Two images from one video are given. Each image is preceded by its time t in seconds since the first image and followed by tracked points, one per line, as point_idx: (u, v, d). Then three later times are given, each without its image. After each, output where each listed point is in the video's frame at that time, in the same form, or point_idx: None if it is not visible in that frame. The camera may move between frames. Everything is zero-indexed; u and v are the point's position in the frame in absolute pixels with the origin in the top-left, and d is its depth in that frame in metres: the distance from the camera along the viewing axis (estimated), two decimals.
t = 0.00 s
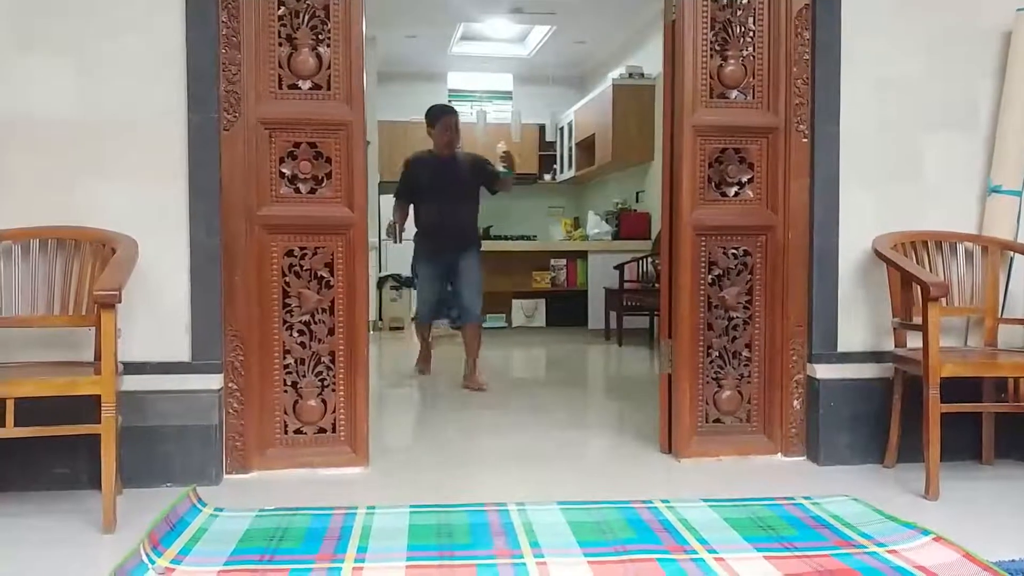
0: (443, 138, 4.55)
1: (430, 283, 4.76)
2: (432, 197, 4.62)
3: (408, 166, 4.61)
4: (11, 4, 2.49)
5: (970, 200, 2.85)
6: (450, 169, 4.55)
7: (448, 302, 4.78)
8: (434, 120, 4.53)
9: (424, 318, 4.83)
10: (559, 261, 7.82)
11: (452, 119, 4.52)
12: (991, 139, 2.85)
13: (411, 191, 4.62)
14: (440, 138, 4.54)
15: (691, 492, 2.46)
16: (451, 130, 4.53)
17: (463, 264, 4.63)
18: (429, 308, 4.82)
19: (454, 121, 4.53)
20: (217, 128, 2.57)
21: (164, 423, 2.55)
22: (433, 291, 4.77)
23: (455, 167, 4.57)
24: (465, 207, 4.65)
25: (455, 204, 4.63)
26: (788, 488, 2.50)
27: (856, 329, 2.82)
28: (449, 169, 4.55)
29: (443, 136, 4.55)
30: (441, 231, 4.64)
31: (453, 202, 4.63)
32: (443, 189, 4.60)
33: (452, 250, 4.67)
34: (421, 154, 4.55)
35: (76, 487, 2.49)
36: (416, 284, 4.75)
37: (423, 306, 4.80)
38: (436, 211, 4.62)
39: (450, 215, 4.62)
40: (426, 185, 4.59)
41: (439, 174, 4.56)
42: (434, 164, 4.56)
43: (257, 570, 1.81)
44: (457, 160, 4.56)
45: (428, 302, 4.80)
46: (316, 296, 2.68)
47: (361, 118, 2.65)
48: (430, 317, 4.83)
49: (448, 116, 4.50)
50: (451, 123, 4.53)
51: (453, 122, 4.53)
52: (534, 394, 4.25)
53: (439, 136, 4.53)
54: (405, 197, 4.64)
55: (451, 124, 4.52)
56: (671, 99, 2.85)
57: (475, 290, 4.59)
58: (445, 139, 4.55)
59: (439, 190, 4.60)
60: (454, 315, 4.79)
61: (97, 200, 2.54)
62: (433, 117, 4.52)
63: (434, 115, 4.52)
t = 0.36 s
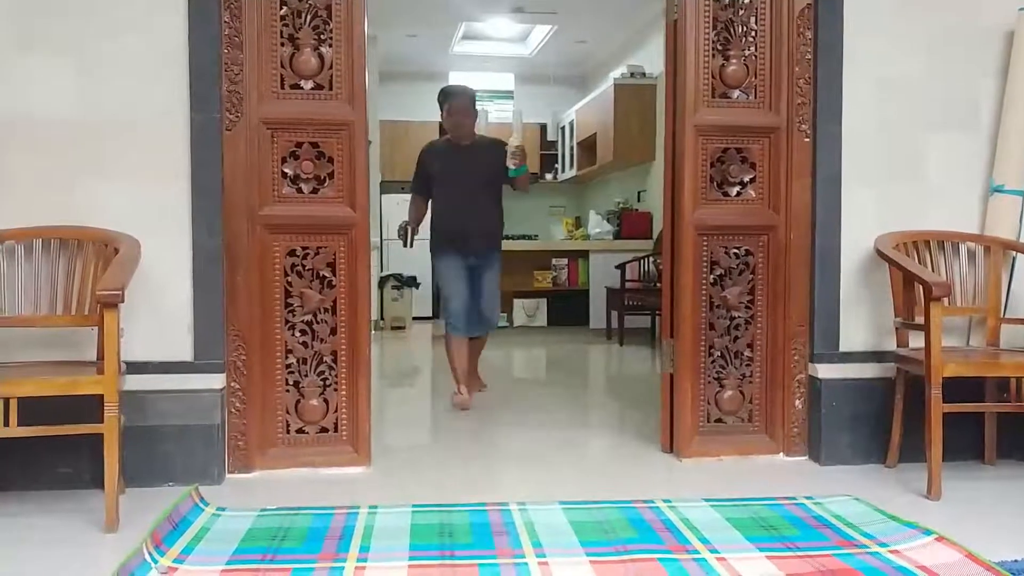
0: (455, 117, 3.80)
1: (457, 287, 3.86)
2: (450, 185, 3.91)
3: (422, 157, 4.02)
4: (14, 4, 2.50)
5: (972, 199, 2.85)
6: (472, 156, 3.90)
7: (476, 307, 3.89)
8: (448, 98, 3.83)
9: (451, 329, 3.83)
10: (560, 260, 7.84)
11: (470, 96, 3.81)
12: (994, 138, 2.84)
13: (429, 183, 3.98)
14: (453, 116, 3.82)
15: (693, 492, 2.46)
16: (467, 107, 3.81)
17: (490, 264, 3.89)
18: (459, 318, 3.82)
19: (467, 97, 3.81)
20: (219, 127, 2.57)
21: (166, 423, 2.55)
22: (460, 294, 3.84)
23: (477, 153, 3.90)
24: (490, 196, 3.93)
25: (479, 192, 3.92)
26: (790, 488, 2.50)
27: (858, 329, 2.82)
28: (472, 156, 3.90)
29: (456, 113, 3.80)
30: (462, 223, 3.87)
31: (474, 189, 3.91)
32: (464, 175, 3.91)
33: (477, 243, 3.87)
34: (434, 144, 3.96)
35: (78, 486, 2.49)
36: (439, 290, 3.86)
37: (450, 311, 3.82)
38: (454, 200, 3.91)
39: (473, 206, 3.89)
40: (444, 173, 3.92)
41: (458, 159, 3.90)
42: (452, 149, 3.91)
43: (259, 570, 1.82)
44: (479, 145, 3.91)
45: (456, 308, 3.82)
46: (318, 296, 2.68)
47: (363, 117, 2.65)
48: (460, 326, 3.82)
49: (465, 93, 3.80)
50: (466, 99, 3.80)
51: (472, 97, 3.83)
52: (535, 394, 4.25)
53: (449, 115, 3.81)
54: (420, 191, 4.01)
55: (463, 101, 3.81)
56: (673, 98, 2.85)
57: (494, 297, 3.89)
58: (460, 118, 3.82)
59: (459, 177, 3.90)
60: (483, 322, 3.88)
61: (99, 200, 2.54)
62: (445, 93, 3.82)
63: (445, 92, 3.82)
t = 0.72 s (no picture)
0: (471, 90, 3.34)
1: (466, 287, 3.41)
2: (460, 167, 3.38)
3: (427, 135, 3.48)
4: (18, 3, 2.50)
5: (975, 199, 2.84)
6: (489, 137, 3.38)
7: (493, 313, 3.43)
8: (462, 70, 3.37)
9: (456, 340, 3.44)
10: (562, 260, 7.78)
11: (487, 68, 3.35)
12: (997, 137, 2.84)
13: (436, 167, 3.45)
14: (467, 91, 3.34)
15: (696, 492, 2.46)
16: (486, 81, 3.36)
17: (504, 259, 3.35)
18: (465, 327, 3.44)
19: (485, 71, 3.36)
20: (221, 127, 2.57)
21: (169, 422, 2.55)
22: (471, 297, 3.41)
23: (494, 135, 3.39)
24: (507, 182, 3.40)
25: (495, 176, 3.38)
26: (793, 488, 2.50)
27: (861, 329, 2.81)
28: (488, 137, 3.38)
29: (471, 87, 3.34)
30: (470, 212, 3.35)
31: (488, 172, 3.38)
32: (477, 157, 3.37)
33: (488, 233, 3.34)
34: (442, 121, 3.44)
35: (81, 485, 2.49)
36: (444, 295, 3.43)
37: (455, 319, 3.42)
38: (463, 184, 3.37)
39: (487, 193, 3.36)
40: (452, 155, 3.39)
41: (472, 141, 3.38)
42: (464, 128, 3.39)
43: (262, 569, 1.81)
44: (497, 124, 3.40)
45: (462, 315, 3.42)
46: (321, 295, 2.69)
47: (365, 117, 2.65)
48: (466, 341, 3.45)
49: (479, 58, 3.34)
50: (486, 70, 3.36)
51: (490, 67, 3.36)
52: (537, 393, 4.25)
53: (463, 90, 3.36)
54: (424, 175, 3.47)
55: (478, 79, 3.35)
56: (676, 97, 2.85)
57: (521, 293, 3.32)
58: (478, 97, 3.35)
59: (472, 159, 3.38)
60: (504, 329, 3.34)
61: (102, 199, 2.55)
62: (462, 65, 3.37)
63: (462, 62, 3.36)
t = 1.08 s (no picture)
0: (495, 65, 2.94)
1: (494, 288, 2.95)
2: (482, 151, 2.95)
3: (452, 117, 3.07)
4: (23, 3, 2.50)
5: (979, 198, 2.84)
6: (513, 116, 2.94)
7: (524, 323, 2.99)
8: (484, 43, 2.96)
9: (480, 346, 2.98)
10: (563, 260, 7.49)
11: (509, 39, 2.94)
12: (1002, 137, 2.83)
13: (457, 151, 3.03)
14: (491, 65, 2.94)
15: (699, 491, 2.46)
16: (510, 52, 2.93)
17: (537, 261, 2.94)
18: (493, 335, 2.99)
19: (508, 41, 2.93)
20: (226, 126, 2.58)
21: (173, 421, 2.56)
22: (500, 301, 2.98)
23: (519, 111, 2.94)
24: (535, 166, 2.95)
25: (521, 158, 2.93)
26: (796, 488, 2.49)
27: (864, 328, 2.81)
28: (513, 116, 2.94)
29: (494, 58, 2.94)
30: (496, 202, 2.92)
31: (515, 155, 2.93)
32: (500, 138, 2.94)
33: (515, 227, 2.90)
34: (464, 101, 3.01)
35: (87, 484, 2.50)
36: (467, 294, 2.97)
37: (480, 323, 2.96)
38: (486, 170, 2.94)
39: (513, 178, 2.92)
40: (473, 139, 2.97)
41: (494, 121, 2.95)
42: (487, 107, 2.97)
43: (267, 569, 1.82)
44: (522, 101, 2.96)
45: (487, 319, 2.96)
46: (325, 295, 2.69)
47: (369, 117, 2.65)
48: (490, 347, 3.00)
49: (501, 28, 2.93)
50: (510, 40, 2.94)
51: (514, 38, 2.96)
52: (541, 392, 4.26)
53: (487, 67, 2.95)
54: (447, 161, 3.04)
55: (500, 52, 2.93)
56: (679, 97, 2.85)
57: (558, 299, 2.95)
58: (502, 69, 2.92)
59: (493, 140, 2.94)
60: (536, 346, 2.94)
61: (107, 199, 2.55)
62: (483, 37, 2.95)
63: (485, 34, 2.95)
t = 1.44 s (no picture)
0: (498, 45, 2.30)
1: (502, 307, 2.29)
2: (492, 138, 2.32)
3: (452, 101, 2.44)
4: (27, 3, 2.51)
5: (983, 198, 2.84)
6: (532, 93, 2.31)
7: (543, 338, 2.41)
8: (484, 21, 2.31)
9: (484, 383, 2.27)
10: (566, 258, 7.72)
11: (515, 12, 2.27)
12: (1005, 137, 2.83)
13: (462, 143, 2.41)
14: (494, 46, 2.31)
15: (701, 491, 2.46)
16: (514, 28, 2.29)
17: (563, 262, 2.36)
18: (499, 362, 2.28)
19: (514, 17, 2.27)
20: (229, 127, 2.59)
21: (176, 420, 2.57)
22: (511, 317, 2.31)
23: (540, 88, 2.32)
24: (559, 157, 2.32)
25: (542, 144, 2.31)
26: (798, 488, 2.50)
27: (866, 328, 2.81)
28: (533, 94, 2.31)
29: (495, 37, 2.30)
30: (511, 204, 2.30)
31: (534, 149, 2.31)
32: (516, 121, 2.30)
33: (535, 236, 2.30)
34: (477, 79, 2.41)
35: (90, 483, 2.51)
36: (468, 308, 2.30)
37: (487, 347, 2.27)
38: (498, 162, 2.31)
39: (532, 171, 2.29)
40: (480, 125, 2.34)
41: (508, 101, 2.32)
42: (501, 85, 2.35)
43: (269, 568, 1.83)
44: (544, 76, 2.34)
45: (497, 341, 2.28)
46: (328, 295, 2.70)
47: (372, 117, 2.66)
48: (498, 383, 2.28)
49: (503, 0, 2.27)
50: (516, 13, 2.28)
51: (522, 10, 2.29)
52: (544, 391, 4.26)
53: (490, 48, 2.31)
54: (448, 155, 2.42)
55: (505, 31, 2.28)
56: (682, 96, 2.85)
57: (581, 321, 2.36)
58: (506, 50, 2.29)
59: (507, 124, 2.31)
60: (563, 366, 2.39)
61: (110, 199, 2.56)
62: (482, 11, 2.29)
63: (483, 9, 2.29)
